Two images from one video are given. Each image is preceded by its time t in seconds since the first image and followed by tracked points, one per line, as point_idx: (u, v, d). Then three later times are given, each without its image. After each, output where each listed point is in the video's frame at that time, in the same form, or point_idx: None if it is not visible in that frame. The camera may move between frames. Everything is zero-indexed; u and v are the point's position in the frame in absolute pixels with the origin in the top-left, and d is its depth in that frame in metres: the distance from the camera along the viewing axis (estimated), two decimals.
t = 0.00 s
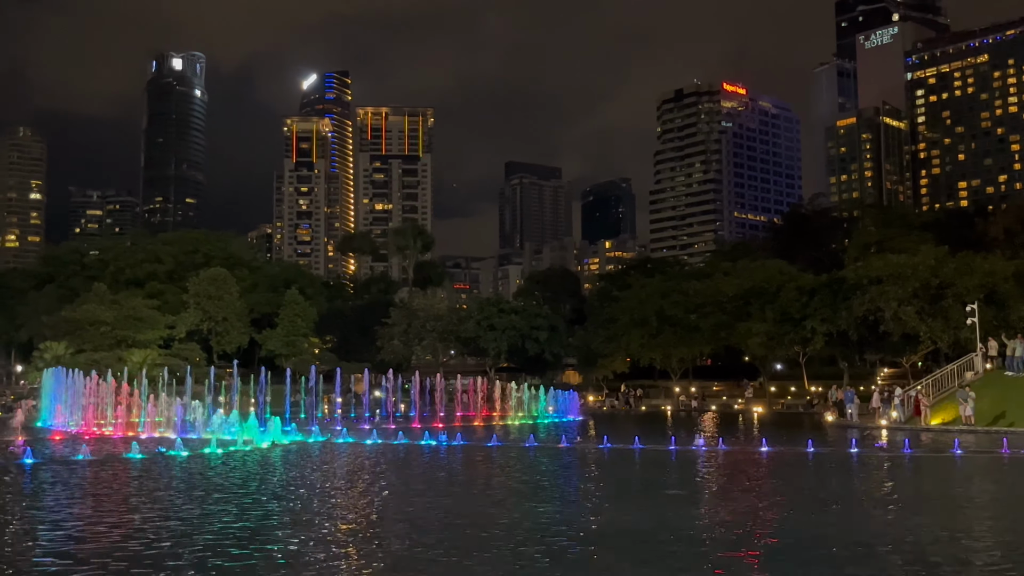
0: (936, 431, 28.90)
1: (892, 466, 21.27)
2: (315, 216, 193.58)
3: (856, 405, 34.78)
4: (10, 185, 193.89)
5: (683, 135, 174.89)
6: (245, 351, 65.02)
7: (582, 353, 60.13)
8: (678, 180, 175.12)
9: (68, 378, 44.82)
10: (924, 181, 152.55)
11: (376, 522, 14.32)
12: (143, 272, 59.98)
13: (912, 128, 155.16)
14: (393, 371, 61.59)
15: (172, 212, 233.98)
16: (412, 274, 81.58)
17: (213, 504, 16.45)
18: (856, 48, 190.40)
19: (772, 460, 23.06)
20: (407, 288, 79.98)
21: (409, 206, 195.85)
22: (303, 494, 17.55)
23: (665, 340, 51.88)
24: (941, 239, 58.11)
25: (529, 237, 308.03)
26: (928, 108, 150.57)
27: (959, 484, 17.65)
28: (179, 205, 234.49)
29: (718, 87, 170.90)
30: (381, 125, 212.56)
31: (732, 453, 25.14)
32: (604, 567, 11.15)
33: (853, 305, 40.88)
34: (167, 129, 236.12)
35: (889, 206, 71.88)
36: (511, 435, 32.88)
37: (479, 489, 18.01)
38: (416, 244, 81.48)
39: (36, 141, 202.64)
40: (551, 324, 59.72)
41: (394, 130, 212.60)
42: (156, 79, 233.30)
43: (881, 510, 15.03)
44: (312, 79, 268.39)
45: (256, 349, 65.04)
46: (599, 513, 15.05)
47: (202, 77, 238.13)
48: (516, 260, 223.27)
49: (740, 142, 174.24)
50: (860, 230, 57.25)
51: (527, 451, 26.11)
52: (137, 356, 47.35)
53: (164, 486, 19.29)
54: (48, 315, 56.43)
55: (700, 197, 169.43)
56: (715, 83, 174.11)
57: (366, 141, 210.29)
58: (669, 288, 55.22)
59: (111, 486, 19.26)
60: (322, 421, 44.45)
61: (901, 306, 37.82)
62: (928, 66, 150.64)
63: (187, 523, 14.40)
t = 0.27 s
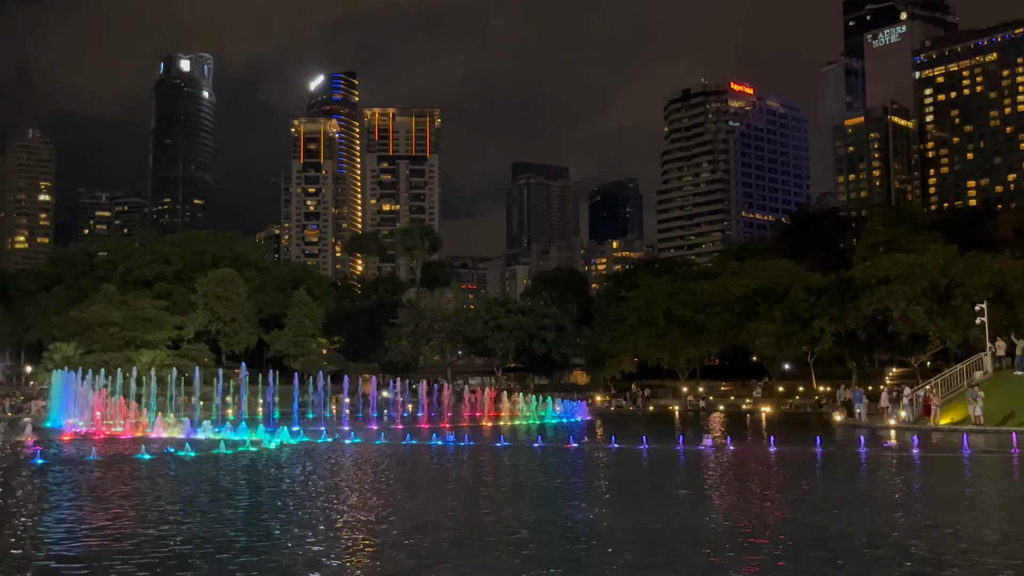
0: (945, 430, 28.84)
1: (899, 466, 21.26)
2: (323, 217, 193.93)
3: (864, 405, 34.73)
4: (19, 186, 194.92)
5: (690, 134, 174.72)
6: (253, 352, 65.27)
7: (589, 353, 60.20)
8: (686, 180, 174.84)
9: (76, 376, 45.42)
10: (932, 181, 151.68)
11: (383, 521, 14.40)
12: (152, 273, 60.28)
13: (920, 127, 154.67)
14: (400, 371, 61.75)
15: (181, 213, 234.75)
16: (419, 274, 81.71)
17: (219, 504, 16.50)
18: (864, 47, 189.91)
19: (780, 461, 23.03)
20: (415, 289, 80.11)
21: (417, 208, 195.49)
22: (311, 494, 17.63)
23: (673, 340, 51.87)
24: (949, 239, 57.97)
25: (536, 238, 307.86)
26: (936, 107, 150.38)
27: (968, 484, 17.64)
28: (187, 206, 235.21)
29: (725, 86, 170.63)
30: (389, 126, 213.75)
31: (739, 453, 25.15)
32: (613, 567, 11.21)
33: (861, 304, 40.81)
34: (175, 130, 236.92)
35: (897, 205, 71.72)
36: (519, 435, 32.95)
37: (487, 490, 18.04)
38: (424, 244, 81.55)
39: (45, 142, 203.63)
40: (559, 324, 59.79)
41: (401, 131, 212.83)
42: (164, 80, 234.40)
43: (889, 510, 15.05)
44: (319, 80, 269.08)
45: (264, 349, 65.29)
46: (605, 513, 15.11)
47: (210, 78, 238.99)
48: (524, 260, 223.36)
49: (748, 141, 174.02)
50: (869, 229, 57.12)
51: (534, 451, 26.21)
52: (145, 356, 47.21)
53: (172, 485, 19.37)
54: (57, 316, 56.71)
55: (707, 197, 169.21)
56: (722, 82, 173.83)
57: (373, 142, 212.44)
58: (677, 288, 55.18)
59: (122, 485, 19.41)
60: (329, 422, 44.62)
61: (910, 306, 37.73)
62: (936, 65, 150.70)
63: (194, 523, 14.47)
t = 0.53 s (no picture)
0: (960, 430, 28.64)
1: (912, 466, 21.17)
2: (335, 217, 194.45)
3: (878, 404, 34.58)
4: (34, 188, 196.59)
5: (702, 133, 174.26)
6: (266, 352, 65.57)
7: (601, 353, 60.16)
8: (698, 179, 174.40)
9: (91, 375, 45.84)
10: (946, 179, 150.49)
11: (395, 522, 14.44)
12: (166, 274, 60.67)
13: (934, 125, 153.62)
14: (412, 371, 61.93)
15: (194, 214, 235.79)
16: (431, 274, 81.82)
17: (232, 504, 16.57)
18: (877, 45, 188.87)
19: (792, 461, 22.97)
20: (427, 289, 80.25)
21: (428, 207, 196.13)
22: (321, 494, 17.71)
23: (685, 340, 51.78)
24: (963, 238, 57.60)
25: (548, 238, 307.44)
26: (949, 105, 149.12)
27: (981, 484, 17.56)
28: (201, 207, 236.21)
29: (737, 85, 170.12)
30: (400, 127, 214.35)
31: (751, 453, 25.10)
32: (628, 568, 11.20)
33: (875, 304, 40.58)
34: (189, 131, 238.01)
35: (911, 204, 71.27)
36: (531, 435, 33.05)
37: (500, 490, 18.05)
38: (436, 244, 81.70)
39: (59, 144, 205.07)
40: (571, 324, 59.77)
41: (412, 131, 213.27)
42: (177, 82, 235.65)
43: (905, 510, 14.99)
44: (332, 81, 269.75)
45: (277, 349, 65.58)
46: (617, 513, 15.10)
47: (222, 80, 239.98)
48: (535, 259, 223.38)
49: (760, 140, 173.48)
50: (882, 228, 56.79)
51: (546, 451, 26.30)
52: (159, 357, 47.54)
53: (186, 485, 19.49)
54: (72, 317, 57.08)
55: (720, 196, 168.72)
56: (734, 81, 173.29)
57: (384, 143, 213.00)
58: (689, 287, 55.07)
59: (135, 485, 19.62)
60: (340, 421, 44.80)
61: (923, 305, 37.49)
62: (949, 62, 149.59)
63: (206, 523, 14.53)
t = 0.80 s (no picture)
0: (979, 430, 28.47)
1: (929, 466, 21.13)
2: (350, 218, 195.07)
3: (895, 404, 34.39)
4: (52, 190, 198.52)
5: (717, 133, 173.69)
6: (282, 353, 65.96)
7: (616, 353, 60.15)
8: (713, 178, 173.86)
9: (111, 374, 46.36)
10: (964, 178, 149.01)
11: (410, 521, 14.54)
12: (183, 275, 61.15)
13: (951, 123, 152.94)
14: (428, 371, 62.14)
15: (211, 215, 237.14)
16: (446, 274, 82.02)
17: (250, 504, 16.71)
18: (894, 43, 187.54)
19: (808, 462, 22.88)
20: (442, 289, 80.45)
21: (443, 207, 196.36)
22: (336, 494, 17.85)
23: (701, 340, 51.70)
24: (981, 236, 57.19)
25: (563, 238, 307.21)
26: (967, 103, 148.20)
27: (998, 484, 17.52)
28: (217, 208, 237.50)
29: (753, 84, 169.47)
30: (415, 127, 215.53)
31: (767, 454, 25.02)
32: (643, 568, 11.24)
33: (892, 303, 40.34)
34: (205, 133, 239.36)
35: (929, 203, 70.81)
36: (545, 435, 33.17)
37: (514, 490, 18.09)
38: (451, 244, 81.84)
39: (77, 146, 206.84)
40: (586, 324, 59.81)
41: (428, 131, 213.83)
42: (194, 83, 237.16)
43: (922, 511, 15.00)
44: (347, 82, 270.79)
45: (293, 350, 65.97)
46: (631, 513, 15.16)
47: (239, 81, 241.32)
48: (550, 260, 223.36)
49: (776, 139, 172.72)
50: (899, 227, 56.49)
51: (562, 451, 26.40)
52: (176, 357, 47.92)
53: (205, 484, 19.69)
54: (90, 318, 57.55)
55: (735, 195, 168.07)
56: (749, 80, 172.57)
57: (400, 143, 215.52)
58: (705, 287, 54.99)
59: (153, 484, 19.85)
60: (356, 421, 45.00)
61: (941, 305, 37.26)
62: (966, 60, 148.47)
63: (223, 522, 14.67)
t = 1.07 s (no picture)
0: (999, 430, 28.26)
1: (947, 466, 21.07)
2: (366, 218, 195.71)
3: (913, 404, 34.19)
4: (71, 191, 200.47)
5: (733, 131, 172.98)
6: (299, 352, 66.36)
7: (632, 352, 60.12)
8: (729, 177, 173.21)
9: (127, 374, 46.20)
10: (983, 176, 146.37)
11: (429, 521, 14.64)
12: (200, 275, 61.68)
13: (970, 120, 151.25)
14: (444, 371, 62.36)
15: (227, 215, 238.48)
16: (462, 274, 82.21)
17: (269, 503, 16.88)
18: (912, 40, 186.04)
19: (826, 461, 22.81)
20: (457, 289, 80.62)
21: (458, 207, 196.53)
22: (352, 494, 17.95)
23: (717, 339, 51.58)
24: (1000, 235, 56.75)
25: (578, 238, 306.82)
26: (986, 100, 145.49)
27: (1016, 485, 17.46)
28: (234, 209, 238.81)
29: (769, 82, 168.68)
30: (431, 127, 216.17)
31: (785, 454, 24.92)
32: (660, 568, 11.34)
33: (910, 302, 40.06)
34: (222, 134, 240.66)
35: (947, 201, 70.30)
36: (561, 434, 33.27)
37: (527, 490, 18.17)
38: (466, 244, 81.95)
39: (95, 147, 208.65)
40: (601, 324, 59.83)
41: (443, 131, 214.29)
42: (210, 85, 238.54)
43: (940, 511, 14.98)
44: (363, 82, 271.69)
45: (309, 349, 66.37)
46: (647, 513, 15.21)
47: (255, 83, 242.56)
48: (566, 259, 223.22)
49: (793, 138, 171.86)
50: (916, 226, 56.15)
51: (578, 451, 26.50)
52: (193, 357, 48.25)
53: (222, 484, 19.82)
54: (108, 318, 58.01)
55: (752, 194, 167.34)
56: (765, 79, 171.78)
57: (416, 143, 216.82)
58: (721, 286, 54.87)
59: (170, 483, 20.07)
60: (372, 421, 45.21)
61: (960, 304, 36.99)
62: (986, 57, 145.98)
63: (242, 522, 14.79)
